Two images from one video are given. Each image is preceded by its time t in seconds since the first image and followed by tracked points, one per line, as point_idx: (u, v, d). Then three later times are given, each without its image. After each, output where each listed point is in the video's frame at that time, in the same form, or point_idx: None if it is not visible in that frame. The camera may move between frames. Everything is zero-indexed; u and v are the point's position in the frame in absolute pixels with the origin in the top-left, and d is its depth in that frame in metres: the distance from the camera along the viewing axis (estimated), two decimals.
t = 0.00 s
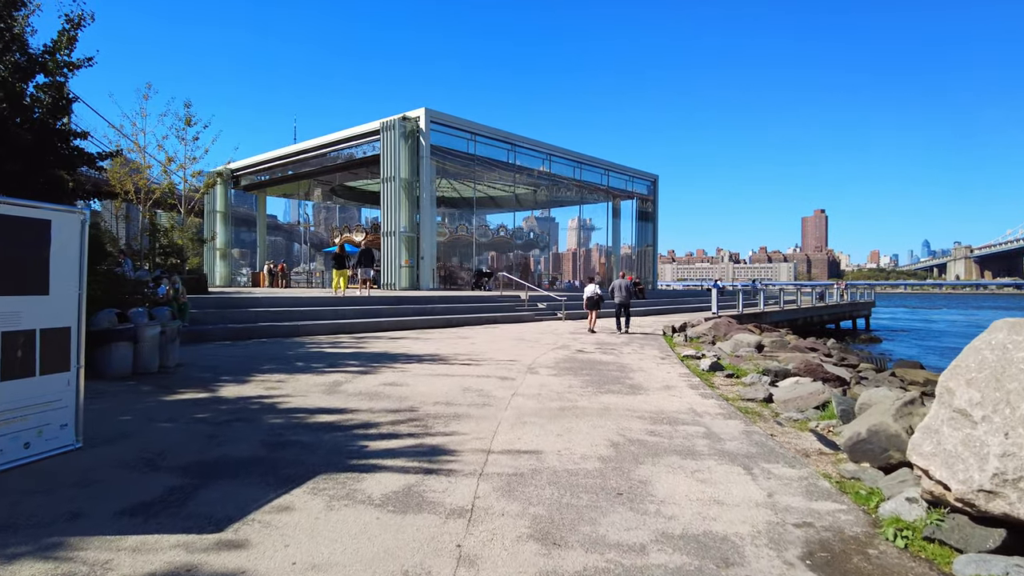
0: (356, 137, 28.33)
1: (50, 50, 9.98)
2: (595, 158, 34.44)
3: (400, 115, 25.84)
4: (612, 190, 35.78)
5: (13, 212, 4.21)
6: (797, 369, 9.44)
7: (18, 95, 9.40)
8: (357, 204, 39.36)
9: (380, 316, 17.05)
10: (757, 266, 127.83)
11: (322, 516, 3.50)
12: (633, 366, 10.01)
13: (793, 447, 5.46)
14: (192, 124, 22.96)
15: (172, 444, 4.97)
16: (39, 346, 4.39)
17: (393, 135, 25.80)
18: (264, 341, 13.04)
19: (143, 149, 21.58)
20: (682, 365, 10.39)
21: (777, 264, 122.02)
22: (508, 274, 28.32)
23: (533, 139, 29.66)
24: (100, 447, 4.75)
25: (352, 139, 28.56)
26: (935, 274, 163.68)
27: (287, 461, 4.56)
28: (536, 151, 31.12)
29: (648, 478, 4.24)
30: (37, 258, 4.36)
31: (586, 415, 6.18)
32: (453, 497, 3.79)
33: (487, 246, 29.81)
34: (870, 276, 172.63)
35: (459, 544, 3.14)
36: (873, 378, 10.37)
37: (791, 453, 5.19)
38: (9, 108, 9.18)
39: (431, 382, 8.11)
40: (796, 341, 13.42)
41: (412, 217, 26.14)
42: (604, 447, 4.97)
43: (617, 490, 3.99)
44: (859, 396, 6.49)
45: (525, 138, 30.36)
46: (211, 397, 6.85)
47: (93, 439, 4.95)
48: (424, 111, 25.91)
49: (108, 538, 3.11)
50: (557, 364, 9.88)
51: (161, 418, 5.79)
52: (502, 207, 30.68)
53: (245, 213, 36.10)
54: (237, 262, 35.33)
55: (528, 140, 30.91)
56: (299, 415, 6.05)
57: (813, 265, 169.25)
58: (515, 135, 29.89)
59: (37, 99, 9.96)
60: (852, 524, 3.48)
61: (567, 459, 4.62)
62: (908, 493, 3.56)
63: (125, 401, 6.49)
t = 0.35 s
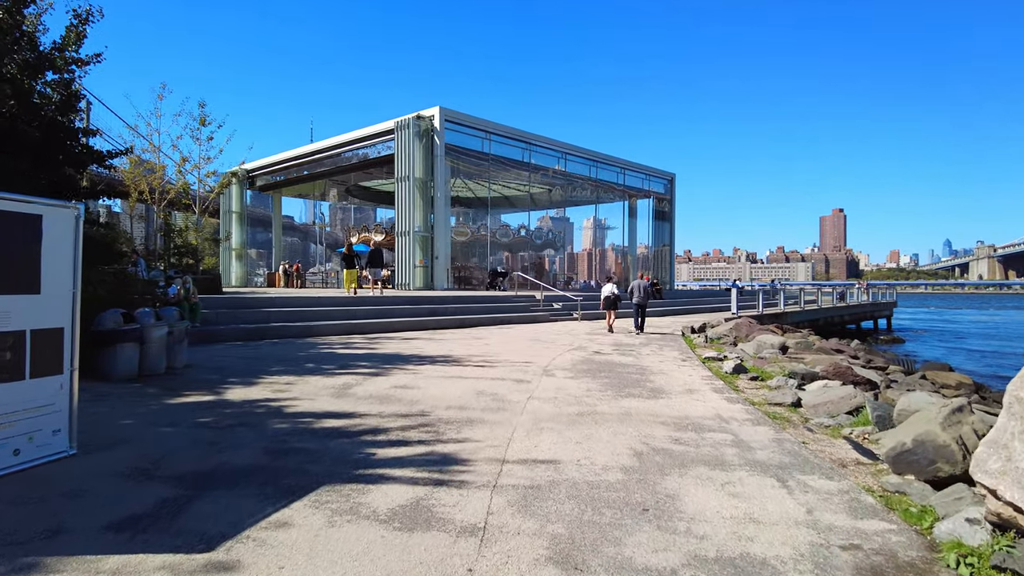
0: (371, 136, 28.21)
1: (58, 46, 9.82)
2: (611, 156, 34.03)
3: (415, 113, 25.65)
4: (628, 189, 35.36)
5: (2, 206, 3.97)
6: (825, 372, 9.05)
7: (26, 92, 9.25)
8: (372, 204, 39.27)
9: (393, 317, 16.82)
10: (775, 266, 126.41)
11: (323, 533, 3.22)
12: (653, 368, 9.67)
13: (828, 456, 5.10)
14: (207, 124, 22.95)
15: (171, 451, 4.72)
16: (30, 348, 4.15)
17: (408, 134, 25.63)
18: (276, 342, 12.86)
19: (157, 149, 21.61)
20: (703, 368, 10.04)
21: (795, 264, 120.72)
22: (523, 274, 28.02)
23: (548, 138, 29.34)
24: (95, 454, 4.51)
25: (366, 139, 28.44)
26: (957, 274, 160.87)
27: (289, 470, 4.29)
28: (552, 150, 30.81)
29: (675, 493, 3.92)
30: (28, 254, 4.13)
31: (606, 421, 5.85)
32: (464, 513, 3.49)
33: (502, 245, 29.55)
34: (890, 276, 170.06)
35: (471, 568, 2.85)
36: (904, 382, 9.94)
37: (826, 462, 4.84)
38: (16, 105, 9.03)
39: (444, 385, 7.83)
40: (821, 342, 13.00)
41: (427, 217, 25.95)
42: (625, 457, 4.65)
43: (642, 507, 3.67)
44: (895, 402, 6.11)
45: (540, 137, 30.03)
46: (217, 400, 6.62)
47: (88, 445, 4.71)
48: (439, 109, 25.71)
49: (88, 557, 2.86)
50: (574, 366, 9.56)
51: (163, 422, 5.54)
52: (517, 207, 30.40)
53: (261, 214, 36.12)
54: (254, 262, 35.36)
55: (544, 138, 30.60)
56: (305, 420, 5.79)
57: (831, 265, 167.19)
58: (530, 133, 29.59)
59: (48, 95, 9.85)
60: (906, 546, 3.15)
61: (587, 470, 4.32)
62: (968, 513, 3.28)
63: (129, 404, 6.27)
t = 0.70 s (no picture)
0: (377, 136, 27.98)
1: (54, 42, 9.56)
2: (620, 155, 33.66)
3: (421, 112, 25.38)
4: (637, 189, 34.98)
5: None
6: (845, 377, 8.70)
7: (20, 89, 9.01)
8: (379, 204, 39.07)
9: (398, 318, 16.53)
10: (784, 266, 125.61)
11: (311, 563, 2.93)
12: (665, 373, 9.34)
13: (856, 470, 4.76)
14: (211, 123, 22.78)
15: (156, 465, 4.43)
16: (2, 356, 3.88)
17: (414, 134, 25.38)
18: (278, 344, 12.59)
19: (161, 149, 21.47)
20: (718, 372, 9.70)
21: (804, 264, 119.99)
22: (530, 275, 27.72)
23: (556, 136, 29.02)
24: (74, 468, 4.23)
25: (372, 138, 28.22)
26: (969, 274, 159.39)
27: (280, 488, 3.99)
28: (560, 149, 30.48)
29: (697, 516, 3.59)
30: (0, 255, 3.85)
31: (618, 432, 5.53)
32: (467, 540, 3.18)
33: (509, 246, 29.26)
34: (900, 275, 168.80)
35: None
36: (926, 387, 9.58)
37: (856, 478, 4.49)
38: (9, 102, 8.78)
39: (449, 391, 7.51)
40: (838, 345, 12.64)
41: (433, 217, 25.67)
42: (640, 474, 4.33)
43: (661, 533, 3.35)
44: (925, 411, 5.76)
45: (548, 136, 29.70)
46: (211, 408, 6.33)
47: (68, 458, 4.43)
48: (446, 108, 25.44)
49: None
50: (583, 371, 9.23)
51: (151, 433, 5.26)
52: (524, 207, 30.11)
53: (268, 214, 36.00)
54: (260, 262, 35.23)
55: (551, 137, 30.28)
56: (301, 430, 5.49)
57: (841, 265, 166.18)
58: (537, 132, 29.28)
59: (44, 93, 9.63)
60: None
61: (600, 488, 4.01)
62: None
63: (118, 413, 5.99)
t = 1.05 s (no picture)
0: (377, 134, 27.70)
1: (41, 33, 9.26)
2: (622, 154, 33.36)
3: (422, 110, 25.07)
4: (639, 188, 34.69)
5: None
6: (858, 379, 8.40)
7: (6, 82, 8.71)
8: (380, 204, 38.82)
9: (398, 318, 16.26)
10: (785, 266, 125.28)
11: None
12: (672, 375, 9.04)
13: (882, 480, 4.46)
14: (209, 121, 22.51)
15: (132, 474, 4.13)
16: None
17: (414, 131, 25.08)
18: (274, 345, 12.31)
19: (158, 147, 21.26)
20: (726, 374, 9.41)
21: (805, 264, 119.68)
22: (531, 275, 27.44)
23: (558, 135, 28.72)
24: (44, 479, 3.94)
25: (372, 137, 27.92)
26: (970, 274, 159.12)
27: (265, 501, 3.69)
28: (562, 147, 30.19)
29: (717, 535, 3.30)
30: None
31: (626, 438, 5.23)
32: (466, 562, 2.89)
33: (510, 245, 29.00)
34: (902, 276, 168.39)
35: None
36: (941, 390, 9.27)
37: (882, 488, 4.19)
38: None
39: (448, 394, 7.21)
40: (848, 346, 12.34)
41: (434, 216, 25.39)
42: (654, 487, 4.03)
43: (680, 554, 3.06)
44: (951, 417, 5.45)
45: (549, 134, 29.41)
46: (198, 412, 6.02)
47: (39, 468, 4.13)
48: (446, 106, 25.12)
49: None
50: (587, 373, 8.92)
51: (132, 439, 4.96)
52: (525, 206, 29.85)
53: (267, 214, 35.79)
54: (260, 262, 35.15)
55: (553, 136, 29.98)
56: (291, 437, 5.19)
57: (842, 265, 165.92)
58: (539, 131, 28.97)
59: (31, 86, 9.34)
60: None
61: (610, 502, 3.72)
62: None
63: (100, 417, 5.69)
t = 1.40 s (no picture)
0: (377, 132, 27.38)
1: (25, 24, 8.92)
2: (625, 153, 33.04)
3: (422, 108, 24.72)
4: (642, 187, 34.36)
5: None
6: (874, 384, 8.07)
7: None
8: (382, 204, 38.58)
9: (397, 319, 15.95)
10: (787, 266, 124.91)
11: None
12: (680, 380, 8.70)
13: (914, 498, 4.12)
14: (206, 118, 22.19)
15: (102, 492, 3.78)
16: None
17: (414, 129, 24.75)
18: (269, 347, 11.99)
19: (153, 145, 21.00)
20: (735, 379, 9.08)
21: (807, 264, 119.39)
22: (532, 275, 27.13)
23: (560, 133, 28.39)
24: (5, 499, 3.60)
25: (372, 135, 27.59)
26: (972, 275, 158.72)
27: (243, 524, 3.36)
28: (564, 146, 29.87)
29: (742, 566, 2.97)
30: None
31: (636, 450, 4.91)
32: None
33: (512, 245, 28.69)
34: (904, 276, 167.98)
35: None
36: (958, 395, 8.93)
37: (916, 508, 3.85)
38: None
39: (447, 401, 6.89)
40: (859, 348, 12.00)
41: (434, 216, 25.08)
42: (669, 507, 3.70)
43: None
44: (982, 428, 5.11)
45: (552, 132, 29.10)
46: (182, 421, 5.69)
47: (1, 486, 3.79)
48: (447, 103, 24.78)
49: None
50: (592, 377, 8.59)
51: (108, 451, 4.62)
52: (527, 206, 29.68)
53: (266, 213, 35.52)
54: (260, 261, 34.96)
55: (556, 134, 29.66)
56: (279, 449, 4.85)
57: (843, 265, 165.55)
58: (541, 129, 28.65)
59: (16, 79, 8.99)
60: None
61: (622, 525, 3.40)
62: None
63: (77, 426, 5.35)
